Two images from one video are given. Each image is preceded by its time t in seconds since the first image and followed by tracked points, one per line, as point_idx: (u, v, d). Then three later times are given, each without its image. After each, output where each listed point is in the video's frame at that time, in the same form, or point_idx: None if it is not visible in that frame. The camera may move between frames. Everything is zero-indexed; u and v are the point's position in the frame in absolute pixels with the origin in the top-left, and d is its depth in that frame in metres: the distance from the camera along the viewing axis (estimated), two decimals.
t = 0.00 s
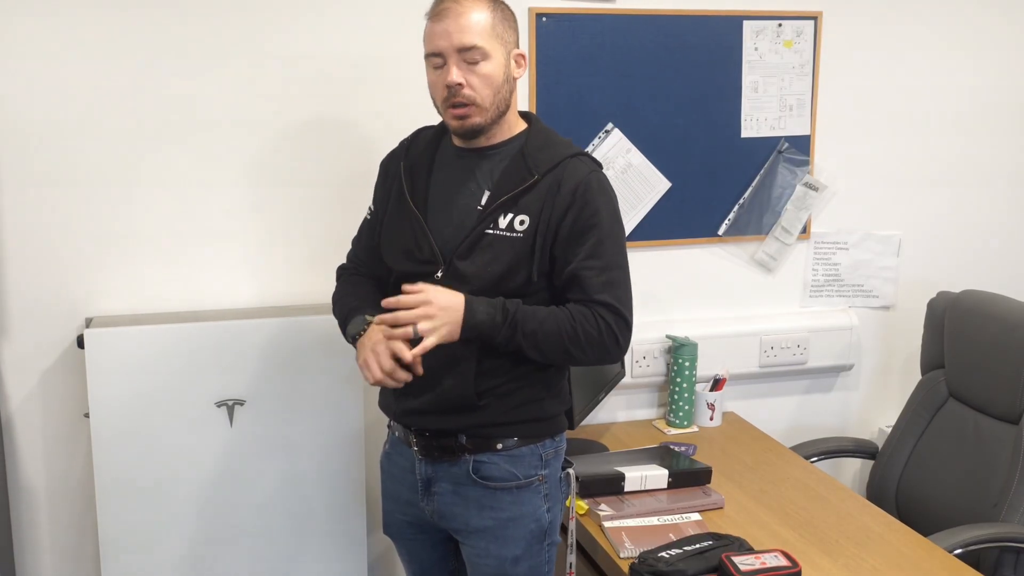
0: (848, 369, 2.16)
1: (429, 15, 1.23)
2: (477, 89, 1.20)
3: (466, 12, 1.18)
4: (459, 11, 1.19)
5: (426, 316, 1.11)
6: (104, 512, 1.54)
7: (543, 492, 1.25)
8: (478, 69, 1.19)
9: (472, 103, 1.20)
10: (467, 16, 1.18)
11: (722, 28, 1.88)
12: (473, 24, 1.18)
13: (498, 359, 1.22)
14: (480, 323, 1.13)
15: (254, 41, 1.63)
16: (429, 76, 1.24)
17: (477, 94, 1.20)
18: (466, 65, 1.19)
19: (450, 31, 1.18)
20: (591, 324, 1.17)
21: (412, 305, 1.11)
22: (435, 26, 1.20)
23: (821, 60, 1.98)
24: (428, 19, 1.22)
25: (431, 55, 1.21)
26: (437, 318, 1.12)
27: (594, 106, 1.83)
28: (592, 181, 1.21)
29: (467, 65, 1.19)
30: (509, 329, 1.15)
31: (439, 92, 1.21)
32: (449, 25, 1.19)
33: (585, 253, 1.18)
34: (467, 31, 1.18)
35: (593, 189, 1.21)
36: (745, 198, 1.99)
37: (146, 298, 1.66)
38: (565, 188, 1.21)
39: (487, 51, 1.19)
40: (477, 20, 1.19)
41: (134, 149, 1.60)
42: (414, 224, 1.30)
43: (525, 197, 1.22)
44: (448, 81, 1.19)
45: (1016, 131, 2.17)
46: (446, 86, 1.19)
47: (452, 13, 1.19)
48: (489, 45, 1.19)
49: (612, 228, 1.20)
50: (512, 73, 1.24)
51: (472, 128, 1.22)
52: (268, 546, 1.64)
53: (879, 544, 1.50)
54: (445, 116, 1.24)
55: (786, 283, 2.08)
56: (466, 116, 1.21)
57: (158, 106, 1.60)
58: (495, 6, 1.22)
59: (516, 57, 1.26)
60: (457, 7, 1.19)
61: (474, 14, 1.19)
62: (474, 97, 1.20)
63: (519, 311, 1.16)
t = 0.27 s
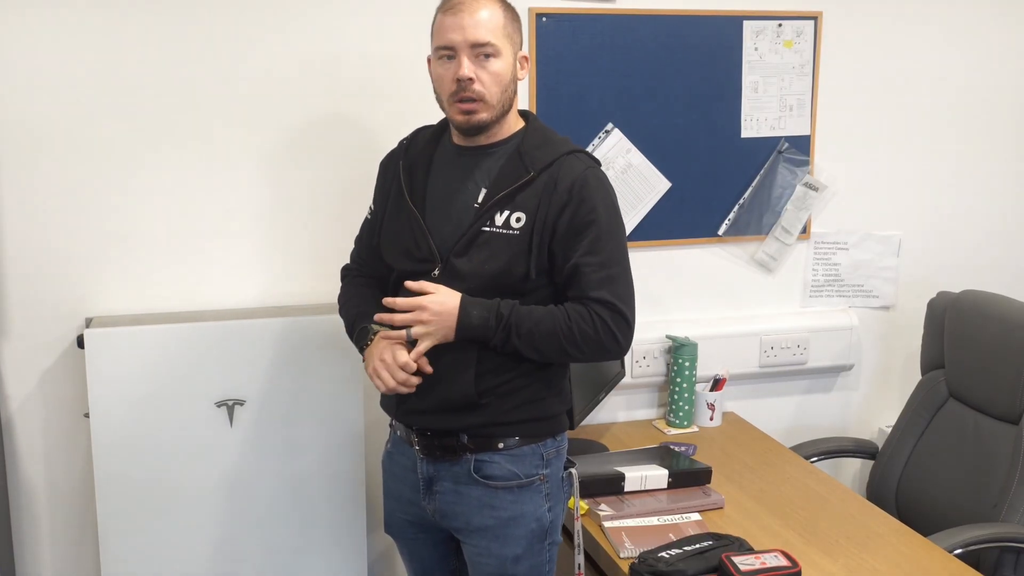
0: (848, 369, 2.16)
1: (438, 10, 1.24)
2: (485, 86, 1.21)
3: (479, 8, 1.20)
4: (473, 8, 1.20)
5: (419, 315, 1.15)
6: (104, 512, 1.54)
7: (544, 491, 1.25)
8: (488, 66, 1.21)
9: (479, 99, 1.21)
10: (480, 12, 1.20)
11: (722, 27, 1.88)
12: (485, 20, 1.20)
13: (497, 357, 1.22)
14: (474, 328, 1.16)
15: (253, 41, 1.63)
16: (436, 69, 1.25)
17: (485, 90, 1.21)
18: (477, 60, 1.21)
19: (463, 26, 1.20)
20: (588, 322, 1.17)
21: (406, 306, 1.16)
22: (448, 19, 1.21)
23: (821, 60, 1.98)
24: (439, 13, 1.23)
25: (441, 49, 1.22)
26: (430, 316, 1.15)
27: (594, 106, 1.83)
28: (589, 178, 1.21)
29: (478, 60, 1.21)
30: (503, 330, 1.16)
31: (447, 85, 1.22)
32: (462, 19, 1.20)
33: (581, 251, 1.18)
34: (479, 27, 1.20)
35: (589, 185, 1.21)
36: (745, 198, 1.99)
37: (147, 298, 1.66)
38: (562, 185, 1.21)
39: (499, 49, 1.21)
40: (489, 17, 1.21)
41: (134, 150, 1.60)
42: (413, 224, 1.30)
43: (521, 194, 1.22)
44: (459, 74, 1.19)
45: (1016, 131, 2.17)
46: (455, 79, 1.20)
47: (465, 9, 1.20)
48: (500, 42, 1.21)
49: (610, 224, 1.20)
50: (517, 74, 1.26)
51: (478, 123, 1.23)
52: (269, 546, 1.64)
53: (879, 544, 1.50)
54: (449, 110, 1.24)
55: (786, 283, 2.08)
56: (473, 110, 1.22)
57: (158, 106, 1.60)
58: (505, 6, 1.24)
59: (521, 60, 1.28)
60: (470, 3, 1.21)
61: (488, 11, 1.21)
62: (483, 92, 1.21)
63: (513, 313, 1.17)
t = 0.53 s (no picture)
0: (848, 369, 2.16)
1: (442, 8, 1.24)
2: (489, 85, 1.21)
3: (484, 6, 1.21)
4: (477, 7, 1.20)
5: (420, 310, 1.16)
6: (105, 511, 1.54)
7: (546, 490, 1.24)
8: (492, 65, 1.21)
9: (483, 97, 1.21)
10: (485, 11, 1.20)
11: (722, 27, 1.88)
12: (489, 19, 1.20)
13: (498, 354, 1.22)
14: (475, 325, 1.16)
15: (254, 40, 1.63)
16: (438, 67, 1.25)
17: (489, 89, 1.21)
18: (481, 59, 1.21)
19: (467, 24, 1.20)
20: (589, 318, 1.16)
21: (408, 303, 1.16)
22: (453, 17, 1.21)
23: (821, 60, 1.98)
24: (442, 11, 1.23)
25: (445, 46, 1.22)
26: (431, 313, 1.16)
27: (594, 106, 1.83)
28: (588, 175, 1.21)
29: (482, 59, 1.21)
30: (504, 328, 1.16)
31: (450, 83, 1.22)
32: (467, 18, 1.20)
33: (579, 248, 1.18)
34: (484, 26, 1.20)
35: (589, 182, 1.21)
36: (745, 199, 1.99)
37: (147, 298, 1.66)
38: (561, 182, 1.21)
39: (502, 49, 1.22)
40: (494, 16, 1.21)
41: (135, 150, 1.60)
42: (413, 224, 1.30)
43: (520, 191, 1.22)
44: (463, 72, 1.20)
45: (1016, 131, 2.17)
46: (460, 77, 1.20)
47: (470, 7, 1.20)
48: (504, 42, 1.22)
49: (610, 220, 1.20)
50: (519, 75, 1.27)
51: (480, 122, 1.23)
52: (270, 545, 1.64)
53: (879, 544, 1.50)
54: (451, 108, 1.24)
55: (786, 283, 2.08)
56: (476, 109, 1.22)
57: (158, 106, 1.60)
58: (508, 6, 1.25)
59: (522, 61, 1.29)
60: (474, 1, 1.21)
61: (492, 10, 1.21)
62: (487, 91, 1.21)
63: (514, 310, 1.17)
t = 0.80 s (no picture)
0: (848, 369, 2.16)
1: (443, 9, 1.24)
2: (494, 86, 1.21)
3: (487, 7, 1.21)
4: (480, 8, 1.21)
5: (434, 311, 1.15)
6: (105, 511, 1.54)
7: (551, 489, 1.25)
8: (496, 67, 1.22)
9: (487, 99, 1.22)
10: (488, 12, 1.21)
11: (723, 28, 1.88)
12: (492, 20, 1.21)
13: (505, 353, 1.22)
14: (487, 326, 1.16)
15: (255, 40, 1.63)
16: (441, 69, 1.24)
17: (494, 91, 1.21)
18: (485, 60, 1.22)
19: (471, 25, 1.20)
20: (600, 316, 1.17)
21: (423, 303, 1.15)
22: (456, 19, 1.21)
23: (821, 60, 1.98)
24: (444, 12, 1.23)
25: (448, 49, 1.22)
26: (444, 317, 1.15)
27: (594, 107, 1.83)
28: (593, 174, 1.22)
29: (486, 61, 1.22)
30: (515, 326, 1.17)
31: (455, 86, 1.22)
32: (470, 19, 1.20)
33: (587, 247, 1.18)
34: (487, 27, 1.20)
35: (594, 181, 1.21)
36: (745, 199, 1.99)
37: (146, 298, 1.66)
38: (567, 181, 1.21)
39: (506, 49, 1.22)
40: (497, 16, 1.21)
41: (134, 150, 1.60)
42: (416, 224, 1.30)
43: (525, 190, 1.22)
44: (469, 74, 1.20)
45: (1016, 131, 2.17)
46: (465, 79, 1.20)
47: (473, 8, 1.21)
48: (508, 43, 1.23)
49: (616, 219, 1.20)
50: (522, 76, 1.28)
51: (486, 123, 1.24)
52: (271, 545, 1.64)
53: (879, 544, 1.50)
54: (456, 111, 1.24)
55: (786, 283, 2.08)
56: (482, 111, 1.22)
57: (158, 106, 1.60)
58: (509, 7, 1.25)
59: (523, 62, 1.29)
60: (477, 2, 1.21)
61: (495, 11, 1.21)
62: (493, 93, 1.21)
63: (524, 309, 1.17)
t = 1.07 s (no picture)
0: (817, 361, 2.36)
1: (455, 30, 1.41)
2: (497, 97, 1.37)
3: (493, 29, 1.37)
4: (486, 29, 1.37)
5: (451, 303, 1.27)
6: (146, 492, 1.70)
7: (548, 470, 1.43)
8: (500, 80, 1.38)
9: (491, 109, 1.37)
10: (494, 33, 1.37)
11: (703, 52, 2.07)
12: (497, 40, 1.37)
13: (506, 349, 1.39)
14: (500, 323, 1.29)
15: (278, 64, 1.79)
16: (451, 82, 1.40)
17: (496, 101, 1.37)
18: (490, 75, 1.38)
19: (479, 44, 1.36)
20: (601, 313, 1.33)
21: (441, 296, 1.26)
22: (466, 38, 1.37)
23: (793, 80, 2.17)
24: (455, 32, 1.40)
25: (458, 64, 1.39)
26: (461, 309, 1.27)
27: (587, 122, 2.01)
28: (588, 186, 1.39)
29: (491, 76, 1.38)
30: (527, 327, 1.31)
31: (462, 96, 1.38)
32: (478, 38, 1.37)
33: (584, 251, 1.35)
34: (493, 47, 1.37)
35: (588, 192, 1.38)
36: (723, 208, 2.17)
37: (180, 297, 1.82)
38: (564, 192, 1.38)
39: (509, 67, 1.38)
40: (501, 38, 1.38)
41: (170, 162, 1.76)
42: (426, 229, 1.47)
43: (526, 200, 1.39)
44: (475, 86, 1.35)
45: (969, 144, 2.38)
46: (472, 90, 1.36)
47: (481, 29, 1.37)
48: (510, 62, 1.39)
49: (609, 227, 1.37)
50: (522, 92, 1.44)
51: (488, 130, 1.39)
52: (295, 522, 1.81)
53: (845, 520, 1.66)
54: (462, 118, 1.39)
55: (761, 282, 2.27)
56: (485, 119, 1.38)
57: (192, 123, 1.75)
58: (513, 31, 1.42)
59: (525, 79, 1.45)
60: (485, 24, 1.37)
61: (501, 32, 1.38)
62: (496, 104, 1.37)
63: (536, 311, 1.32)
